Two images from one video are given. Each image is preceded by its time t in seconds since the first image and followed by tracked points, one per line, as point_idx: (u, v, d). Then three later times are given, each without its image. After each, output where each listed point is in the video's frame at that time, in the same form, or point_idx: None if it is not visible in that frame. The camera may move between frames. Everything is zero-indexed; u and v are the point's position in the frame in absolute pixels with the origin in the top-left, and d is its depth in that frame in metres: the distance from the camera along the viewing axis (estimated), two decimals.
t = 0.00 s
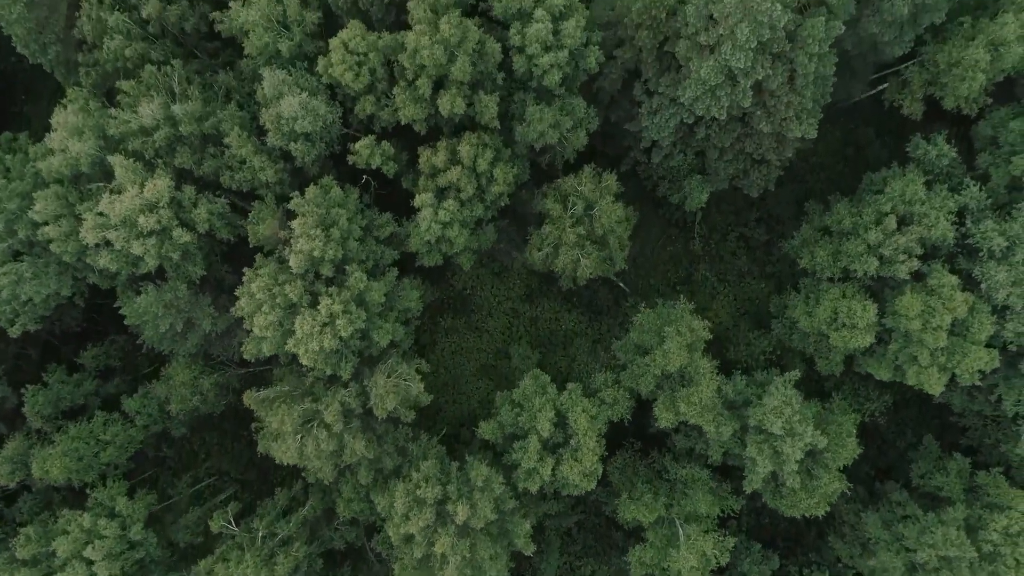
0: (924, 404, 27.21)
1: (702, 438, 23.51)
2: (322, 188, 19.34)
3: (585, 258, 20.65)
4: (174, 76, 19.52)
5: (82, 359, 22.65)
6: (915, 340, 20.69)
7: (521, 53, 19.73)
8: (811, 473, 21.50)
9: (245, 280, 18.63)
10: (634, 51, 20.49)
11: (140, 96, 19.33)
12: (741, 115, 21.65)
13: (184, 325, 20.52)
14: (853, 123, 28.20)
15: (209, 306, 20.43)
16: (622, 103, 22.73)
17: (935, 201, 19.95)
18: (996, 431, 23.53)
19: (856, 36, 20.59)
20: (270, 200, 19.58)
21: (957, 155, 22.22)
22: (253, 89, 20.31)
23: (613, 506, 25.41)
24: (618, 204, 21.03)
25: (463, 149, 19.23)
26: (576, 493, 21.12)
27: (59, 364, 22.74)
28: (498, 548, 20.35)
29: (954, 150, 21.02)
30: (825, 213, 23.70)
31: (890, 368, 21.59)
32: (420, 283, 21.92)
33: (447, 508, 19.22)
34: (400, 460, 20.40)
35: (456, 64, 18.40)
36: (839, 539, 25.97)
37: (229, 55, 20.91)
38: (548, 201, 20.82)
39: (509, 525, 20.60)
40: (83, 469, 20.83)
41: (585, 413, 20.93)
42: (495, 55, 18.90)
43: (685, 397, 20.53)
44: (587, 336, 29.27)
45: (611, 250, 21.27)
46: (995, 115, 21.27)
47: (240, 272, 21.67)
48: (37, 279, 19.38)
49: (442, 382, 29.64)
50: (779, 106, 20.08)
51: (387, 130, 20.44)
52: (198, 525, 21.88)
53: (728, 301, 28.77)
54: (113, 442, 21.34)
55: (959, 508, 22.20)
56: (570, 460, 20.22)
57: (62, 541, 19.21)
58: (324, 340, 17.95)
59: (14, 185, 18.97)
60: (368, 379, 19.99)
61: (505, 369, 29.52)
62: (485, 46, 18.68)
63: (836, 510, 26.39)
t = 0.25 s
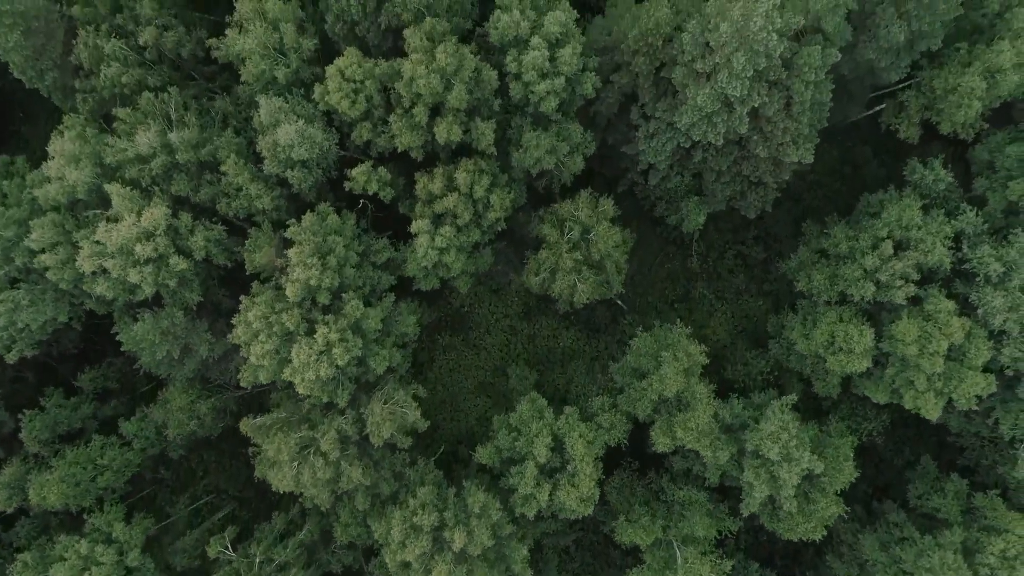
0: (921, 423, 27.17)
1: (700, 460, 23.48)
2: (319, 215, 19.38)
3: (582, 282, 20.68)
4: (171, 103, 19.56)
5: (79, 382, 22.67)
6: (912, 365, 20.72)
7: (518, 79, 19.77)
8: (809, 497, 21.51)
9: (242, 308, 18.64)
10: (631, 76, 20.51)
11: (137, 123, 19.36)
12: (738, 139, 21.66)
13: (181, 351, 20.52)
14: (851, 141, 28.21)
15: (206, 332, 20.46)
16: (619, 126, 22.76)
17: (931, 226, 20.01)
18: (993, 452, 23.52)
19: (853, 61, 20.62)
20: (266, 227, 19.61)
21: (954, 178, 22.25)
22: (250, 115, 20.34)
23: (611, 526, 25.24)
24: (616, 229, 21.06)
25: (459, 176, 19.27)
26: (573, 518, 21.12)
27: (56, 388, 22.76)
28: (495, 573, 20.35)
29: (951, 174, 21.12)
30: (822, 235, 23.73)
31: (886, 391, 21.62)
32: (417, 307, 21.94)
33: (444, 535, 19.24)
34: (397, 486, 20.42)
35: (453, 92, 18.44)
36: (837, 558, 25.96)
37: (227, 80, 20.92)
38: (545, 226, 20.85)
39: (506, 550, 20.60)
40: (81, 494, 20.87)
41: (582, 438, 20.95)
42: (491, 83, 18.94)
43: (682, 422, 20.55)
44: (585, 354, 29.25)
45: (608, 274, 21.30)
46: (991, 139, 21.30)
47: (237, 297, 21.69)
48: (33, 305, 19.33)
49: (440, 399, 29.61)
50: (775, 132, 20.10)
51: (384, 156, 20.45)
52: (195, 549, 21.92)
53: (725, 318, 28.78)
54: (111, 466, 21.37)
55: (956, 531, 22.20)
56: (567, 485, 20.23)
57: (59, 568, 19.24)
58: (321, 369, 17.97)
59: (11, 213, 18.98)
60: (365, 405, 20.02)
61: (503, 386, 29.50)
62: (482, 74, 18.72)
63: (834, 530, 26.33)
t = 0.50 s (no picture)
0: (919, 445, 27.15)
1: (697, 486, 23.44)
2: (315, 246, 19.41)
3: (578, 311, 20.69)
4: (167, 134, 19.58)
5: (76, 409, 22.71)
6: (908, 394, 20.72)
7: (514, 109, 19.80)
8: (805, 525, 21.48)
9: (238, 341, 18.65)
10: (627, 105, 20.52)
11: (134, 154, 19.39)
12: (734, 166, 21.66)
13: (177, 380, 20.56)
14: (847, 161, 28.20)
15: (203, 361, 20.49)
16: (616, 152, 22.77)
17: (927, 256, 20.04)
18: (990, 477, 23.48)
19: (849, 90, 20.63)
20: (263, 257, 19.63)
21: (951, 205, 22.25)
22: (246, 145, 20.37)
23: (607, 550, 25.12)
24: (612, 257, 21.08)
25: (455, 207, 19.28)
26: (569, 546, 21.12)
27: (54, 415, 22.79)
28: None
29: (947, 202, 21.12)
30: (819, 260, 23.74)
31: (883, 419, 21.63)
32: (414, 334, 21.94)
33: (440, 566, 19.26)
34: (393, 515, 20.43)
35: (449, 125, 18.46)
36: None
37: (223, 108, 20.95)
38: (541, 254, 20.86)
39: None
40: (77, 523, 20.87)
41: (579, 466, 20.95)
42: (488, 115, 18.96)
43: (678, 451, 20.56)
44: (582, 374, 29.26)
45: (605, 302, 21.30)
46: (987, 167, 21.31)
47: (234, 324, 21.71)
48: (31, 337, 19.27)
49: (437, 419, 29.58)
50: (771, 162, 20.10)
51: (380, 185, 20.46)
52: None
53: (723, 339, 28.78)
54: (108, 494, 21.40)
55: (953, 558, 22.17)
56: (564, 515, 20.22)
57: None
58: (317, 403, 17.99)
59: (8, 245, 19.02)
60: (362, 434, 20.03)
61: (500, 406, 29.47)
62: (478, 106, 18.73)
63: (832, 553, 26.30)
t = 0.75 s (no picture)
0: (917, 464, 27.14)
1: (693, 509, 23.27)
2: (312, 274, 19.43)
3: (575, 337, 20.70)
4: (164, 161, 19.60)
5: (73, 433, 22.72)
6: (905, 420, 20.73)
7: (511, 137, 19.84)
8: (802, 550, 21.30)
9: (235, 370, 18.64)
10: (624, 131, 20.55)
11: (130, 182, 19.40)
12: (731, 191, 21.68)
13: (174, 406, 20.54)
14: (845, 179, 28.22)
15: (200, 388, 20.49)
16: (613, 176, 22.80)
17: (923, 282, 20.08)
18: (988, 499, 23.47)
19: (845, 116, 20.66)
20: (260, 285, 19.62)
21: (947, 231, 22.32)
22: (243, 171, 20.40)
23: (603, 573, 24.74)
24: (609, 283, 21.11)
25: (452, 235, 19.30)
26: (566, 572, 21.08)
27: (51, 439, 22.78)
28: None
29: (944, 228, 21.14)
30: (815, 283, 23.76)
31: (880, 444, 21.62)
32: (411, 359, 21.95)
33: None
34: (391, 541, 20.40)
35: (446, 154, 18.49)
36: None
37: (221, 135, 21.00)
38: (538, 280, 20.86)
39: None
40: (73, 550, 20.69)
41: (576, 492, 20.94)
42: (484, 143, 19.00)
43: (675, 477, 20.55)
44: (580, 392, 29.25)
45: (602, 327, 21.32)
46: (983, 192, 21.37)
47: (231, 349, 21.71)
48: (27, 365, 19.06)
49: (435, 436, 29.54)
50: (768, 188, 20.12)
51: (376, 211, 20.46)
52: None
53: (721, 357, 28.79)
54: (104, 520, 21.35)
55: None
56: (561, 542, 20.19)
57: None
58: (314, 432, 17.98)
59: (4, 273, 19.00)
60: (359, 461, 20.02)
61: (498, 424, 29.46)
62: (474, 135, 18.75)
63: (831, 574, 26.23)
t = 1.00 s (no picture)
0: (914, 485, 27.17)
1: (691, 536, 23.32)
2: (309, 306, 19.44)
3: (572, 367, 20.71)
4: (161, 193, 19.61)
5: (70, 460, 22.69)
6: (902, 449, 20.73)
7: (507, 168, 19.84)
8: None
9: (231, 403, 18.64)
10: (620, 161, 20.53)
11: (127, 214, 19.42)
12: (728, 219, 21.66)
13: (172, 437, 20.54)
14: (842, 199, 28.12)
15: (197, 418, 20.49)
16: (610, 203, 22.78)
17: (920, 313, 20.09)
18: (984, 525, 23.48)
19: (842, 146, 20.64)
20: (256, 316, 19.63)
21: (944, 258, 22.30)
22: (239, 202, 20.40)
23: None
24: (606, 312, 21.12)
25: (449, 267, 19.30)
26: None
27: (48, 467, 22.77)
28: None
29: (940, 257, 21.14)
30: (813, 308, 23.75)
31: (877, 472, 21.63)
32: (408, 387, 21.95)
33: None
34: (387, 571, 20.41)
35: (442, 187, 18.50)
36: None
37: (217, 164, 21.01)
38: (535, 310, 20.87)
39: None
40: None
41: (573, 521, 20.93)
42: (480, 175, 19.01)
43: (672, 507, 20.56)
44: (578, 413, 29.20)
45: (599, 356, 21.33)
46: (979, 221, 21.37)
47: (229, 378, 21.71)
48: (24, 399, 19.10)
49: (433, 457, 29.42)
50: (764, 219, 20.13)
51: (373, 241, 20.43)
52: None
53: (719, 378, 28.77)
54: (102, 549, 21.35)
55: None
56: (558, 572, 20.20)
57: None
58: (310, 467, 17.98)
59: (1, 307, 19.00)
60: (355, 492, 20.03)
61: (496, 445, 29.42)
62: (470, 168, 18.76)
63: None
